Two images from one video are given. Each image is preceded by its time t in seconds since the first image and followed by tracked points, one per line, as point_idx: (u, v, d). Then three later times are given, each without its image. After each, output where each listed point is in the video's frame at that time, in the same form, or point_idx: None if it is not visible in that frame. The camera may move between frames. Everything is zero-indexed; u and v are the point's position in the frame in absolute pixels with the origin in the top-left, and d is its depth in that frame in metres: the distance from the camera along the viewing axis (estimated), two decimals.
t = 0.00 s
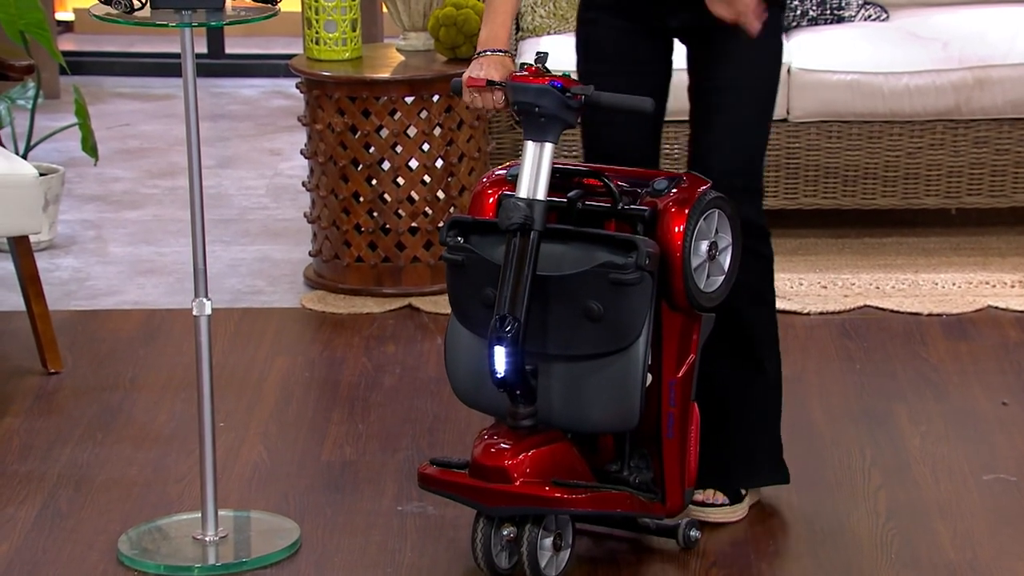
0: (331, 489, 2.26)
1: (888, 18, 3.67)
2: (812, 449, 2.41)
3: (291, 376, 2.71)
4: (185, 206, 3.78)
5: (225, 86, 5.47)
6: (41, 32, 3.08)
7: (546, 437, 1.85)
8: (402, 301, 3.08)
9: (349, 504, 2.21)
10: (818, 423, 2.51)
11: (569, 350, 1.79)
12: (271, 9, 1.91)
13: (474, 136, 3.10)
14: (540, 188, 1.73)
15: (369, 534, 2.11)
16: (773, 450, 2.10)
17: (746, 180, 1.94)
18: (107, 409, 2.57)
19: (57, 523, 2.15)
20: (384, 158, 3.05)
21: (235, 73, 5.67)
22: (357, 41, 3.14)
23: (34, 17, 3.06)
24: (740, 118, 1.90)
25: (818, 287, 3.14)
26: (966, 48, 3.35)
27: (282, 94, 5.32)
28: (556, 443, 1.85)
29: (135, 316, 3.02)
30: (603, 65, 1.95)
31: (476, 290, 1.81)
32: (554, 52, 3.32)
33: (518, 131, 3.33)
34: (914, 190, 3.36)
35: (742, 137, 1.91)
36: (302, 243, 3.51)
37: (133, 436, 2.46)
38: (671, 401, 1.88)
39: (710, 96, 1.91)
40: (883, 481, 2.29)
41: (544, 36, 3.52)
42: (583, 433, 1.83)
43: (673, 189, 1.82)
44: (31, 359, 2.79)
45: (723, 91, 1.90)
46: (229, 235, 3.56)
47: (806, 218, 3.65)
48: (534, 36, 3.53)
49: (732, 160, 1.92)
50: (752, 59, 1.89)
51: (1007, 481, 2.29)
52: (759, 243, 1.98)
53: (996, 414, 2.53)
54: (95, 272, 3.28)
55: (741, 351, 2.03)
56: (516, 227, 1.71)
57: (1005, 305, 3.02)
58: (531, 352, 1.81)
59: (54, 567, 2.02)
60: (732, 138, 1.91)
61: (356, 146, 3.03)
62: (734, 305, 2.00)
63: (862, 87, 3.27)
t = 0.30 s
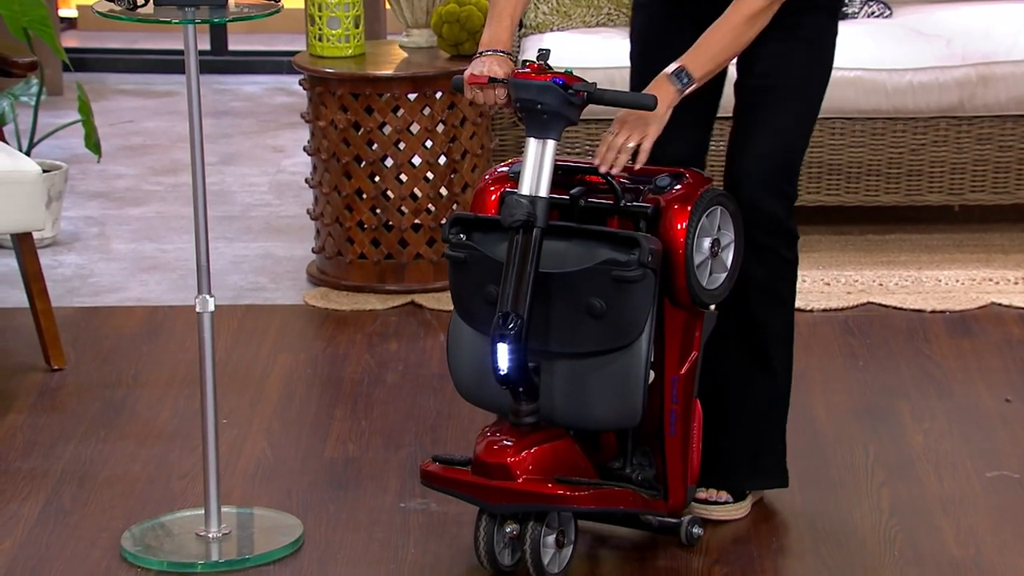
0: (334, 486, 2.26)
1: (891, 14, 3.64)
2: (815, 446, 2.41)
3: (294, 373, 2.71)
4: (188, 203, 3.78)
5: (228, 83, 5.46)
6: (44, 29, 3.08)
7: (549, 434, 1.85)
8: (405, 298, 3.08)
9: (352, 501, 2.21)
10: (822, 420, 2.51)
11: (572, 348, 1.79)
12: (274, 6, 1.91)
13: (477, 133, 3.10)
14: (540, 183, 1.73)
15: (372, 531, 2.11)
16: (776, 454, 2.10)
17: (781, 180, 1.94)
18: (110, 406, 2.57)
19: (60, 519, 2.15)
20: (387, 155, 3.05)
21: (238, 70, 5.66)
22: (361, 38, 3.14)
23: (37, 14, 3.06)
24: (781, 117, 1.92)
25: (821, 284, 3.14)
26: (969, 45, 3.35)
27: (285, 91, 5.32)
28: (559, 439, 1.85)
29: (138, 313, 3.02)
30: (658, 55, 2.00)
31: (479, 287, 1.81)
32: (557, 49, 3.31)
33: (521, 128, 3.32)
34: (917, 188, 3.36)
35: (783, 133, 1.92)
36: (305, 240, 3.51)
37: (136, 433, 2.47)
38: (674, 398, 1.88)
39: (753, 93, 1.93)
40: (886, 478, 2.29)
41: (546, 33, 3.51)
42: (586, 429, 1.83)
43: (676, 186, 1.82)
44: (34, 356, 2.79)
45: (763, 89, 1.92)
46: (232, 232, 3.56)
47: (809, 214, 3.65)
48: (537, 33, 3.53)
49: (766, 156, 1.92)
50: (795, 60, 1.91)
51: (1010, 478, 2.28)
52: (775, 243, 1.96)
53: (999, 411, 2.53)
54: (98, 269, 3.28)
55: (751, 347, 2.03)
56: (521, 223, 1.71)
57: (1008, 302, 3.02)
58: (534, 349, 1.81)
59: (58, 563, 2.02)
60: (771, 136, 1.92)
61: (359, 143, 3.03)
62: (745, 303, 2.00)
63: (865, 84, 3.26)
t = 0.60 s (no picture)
0: (335, 485, 2.26)
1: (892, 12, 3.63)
2: (815, 444, 2.41)
3: (294, 372, 2.71)
4: (188, 202, 3.78)
5: (229, 82, 5.46)
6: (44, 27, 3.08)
7: (547, 432, 1.85)
8: (406, 297, 3.08)
9: (352, 500, 2.21)
10: (822, 419, 2.51)
11: (571, 347, 1.79)
12: (274, 5, 1.91)
13: (478, 132, 3.10)
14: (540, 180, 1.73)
15: (373, 529, 2.11)
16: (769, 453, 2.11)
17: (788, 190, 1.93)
18: (111, 404, 2.57)
19: (60, 518, 2.15)
20: (388, 154, 3.04)
21: (239, 68, 5.66)
22: (361, 37, 3.14)
23: (37, 12, 3.06)
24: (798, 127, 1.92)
25: (821, 283, 3.14)
26: (970, 44, 3.34)
27: (285, 90, 5.32)
28: (558, 438, 1.85)
29: (139, 311, 3.02)
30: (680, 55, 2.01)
31: (478, 285, 1.81)
32: (558, 48, 3.31)
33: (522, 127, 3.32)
34: (918, 186, 3.36)
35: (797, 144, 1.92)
36: (306, 239, 3.51)
37: (136, 432, 2.46)
38: (672, 397, 1.89)
39: (772, 102, 1.94)
40: (886, 477, 2.29)
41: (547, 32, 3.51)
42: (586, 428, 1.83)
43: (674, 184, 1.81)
44: (34, 354, 2.79)
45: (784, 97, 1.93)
46: (232, 231, 3.56)
47: (810, 213, 3.64)
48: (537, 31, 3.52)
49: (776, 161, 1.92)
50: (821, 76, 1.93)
51: (1011, 476, 2.28)
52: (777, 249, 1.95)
53: (1000, 409, 2.53)
54: (98, 267, 3.28)
55: (746, 349, 2.02)
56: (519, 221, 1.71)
57: (1009, 301, 3.01)
58: (533, 348, 1.81)
59: (58, 562, 2.02)
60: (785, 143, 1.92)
61: (359, 142, 3.03)
62: (743, 304, 1.99)
63: (866, 83, 3.26)
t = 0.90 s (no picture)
0: (335, 485, 2.26)
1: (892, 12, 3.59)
2: (815, 444, 2.41)
3: (294, 372, 2.71)
4: (188, 202, 3.78)
5: (228, 82, 5.46)
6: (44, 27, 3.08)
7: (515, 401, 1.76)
8: (406, 297, 3.08)
9: (352, 500, 2.21)
10: (822, 419, 2.51)
11: (549, 323, 1.80)
12: (274, 4, 1.91)
13: (478, 132, 3.10)
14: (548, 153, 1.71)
15: (373, 529, 2.11)
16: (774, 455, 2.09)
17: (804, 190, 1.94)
18: (111, 404, 2.57)
19: (60, 518, 2.15)
20: (387, 154, 3.04)
21: (238, 68, 5.66)
22: (361, 36, 3.14)
23: (37, 12, 3.06)
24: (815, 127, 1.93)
25: (821, 283, 3.14)
26: (970, 44, 3.32)
27: (285, 90, 5.32)
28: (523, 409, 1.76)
29: (139, 311, 3.02)
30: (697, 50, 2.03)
31: (466, 257, 1.81)
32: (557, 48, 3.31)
33: (522, 126, 3.32)
34: (918, 186, 3.37)
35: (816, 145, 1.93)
36: (305, 238, 3.51)
37: (136, 432, 2.46)
38: (643, 402, 1.86)
39: (791, 100, 1.96)
40: (886, 476, 2.29)
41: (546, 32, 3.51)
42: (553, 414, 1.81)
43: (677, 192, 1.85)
44: (35, 354, 2.79)
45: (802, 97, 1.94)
46: (232, 230, 3.56)
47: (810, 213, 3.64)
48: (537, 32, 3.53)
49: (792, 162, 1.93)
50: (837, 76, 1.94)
51: (1010, 477, 2.28)
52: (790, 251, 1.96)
53: (1000, 409, 2.53)
54: (98, 267, 3.28)
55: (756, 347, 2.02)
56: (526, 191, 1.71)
57: (1009, 301, 3.01)
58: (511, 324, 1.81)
59: (58, 562, 2.02)
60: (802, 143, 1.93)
61: (359, 142, 3.03)
62: (753, 301, 2.00)
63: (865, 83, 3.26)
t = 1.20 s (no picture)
0: (335, 485, 2.26)
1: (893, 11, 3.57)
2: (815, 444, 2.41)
3: (294, 372, 2.71)
4: (188, 201, 3.78)
5: (228, 81, 5.46)
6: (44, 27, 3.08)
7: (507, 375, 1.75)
8: (406, 297, 3.08)
9: (353, 500, 2.21)
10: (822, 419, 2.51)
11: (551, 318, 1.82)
12: (275, 5, 1.91)
13: (478, 132, 3.10)
14: (584, 160, 1.73)
15: (373, 529, 2.11)
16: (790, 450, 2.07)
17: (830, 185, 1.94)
18: (111, 404, 2.57)
19: (61, 518, 2.15)
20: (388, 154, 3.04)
21: (238, 68, 5.66)
22: (361, 36, 3.14)
23: (37, 12, 3.06)
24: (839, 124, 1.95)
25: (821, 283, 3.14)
26: (971, 43, 3.30)
27: (285, 89, 5.32)
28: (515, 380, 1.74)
29: (139, 311, 3.02)
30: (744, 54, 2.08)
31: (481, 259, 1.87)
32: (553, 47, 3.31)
33: (522, 127, 3.32)
34: (918, 187, 3.37)
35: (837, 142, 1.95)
36: (305, 238, 3.51)
37: (136, 432, 2.46)
38: (626, 422, 1.84)
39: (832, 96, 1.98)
40: (887, 476, 2.29)
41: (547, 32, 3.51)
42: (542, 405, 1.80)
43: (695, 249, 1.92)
44: (35, 354, 2.79)
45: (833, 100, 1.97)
46: (233, 230, 3.56)
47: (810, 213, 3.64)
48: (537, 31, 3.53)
49: (823, 156, 1.94)
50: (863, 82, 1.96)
51: (1011, 477, 2.28)
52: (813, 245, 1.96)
53: (1000, 409, 2.53)
54: (98, 267, 3.28)
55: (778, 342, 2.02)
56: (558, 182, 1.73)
57: (1009, 301, 3.01)
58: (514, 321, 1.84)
59: (58, 563, 2.02)
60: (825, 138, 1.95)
61: (359, 141, 3.02)
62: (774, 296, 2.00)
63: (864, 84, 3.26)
